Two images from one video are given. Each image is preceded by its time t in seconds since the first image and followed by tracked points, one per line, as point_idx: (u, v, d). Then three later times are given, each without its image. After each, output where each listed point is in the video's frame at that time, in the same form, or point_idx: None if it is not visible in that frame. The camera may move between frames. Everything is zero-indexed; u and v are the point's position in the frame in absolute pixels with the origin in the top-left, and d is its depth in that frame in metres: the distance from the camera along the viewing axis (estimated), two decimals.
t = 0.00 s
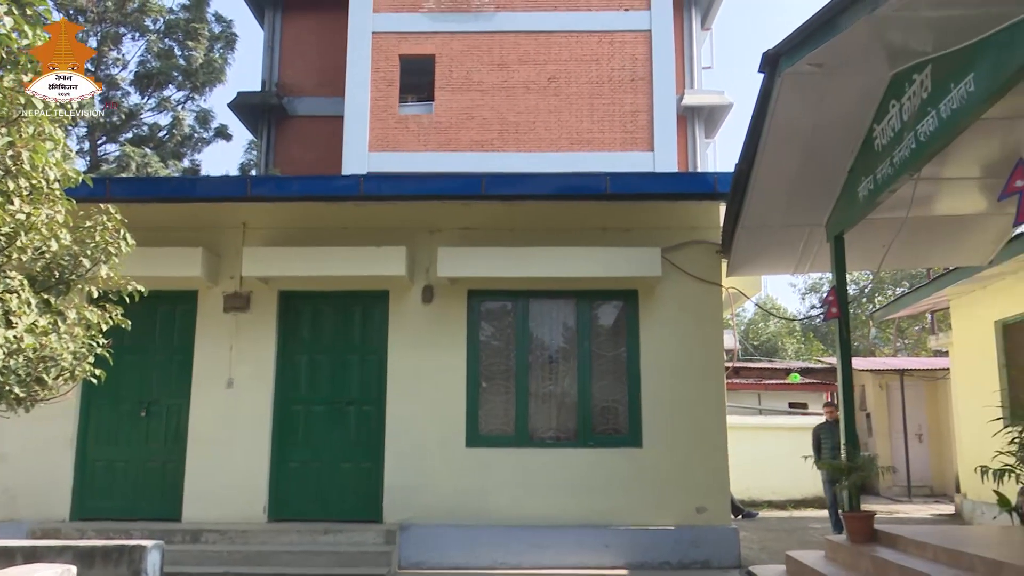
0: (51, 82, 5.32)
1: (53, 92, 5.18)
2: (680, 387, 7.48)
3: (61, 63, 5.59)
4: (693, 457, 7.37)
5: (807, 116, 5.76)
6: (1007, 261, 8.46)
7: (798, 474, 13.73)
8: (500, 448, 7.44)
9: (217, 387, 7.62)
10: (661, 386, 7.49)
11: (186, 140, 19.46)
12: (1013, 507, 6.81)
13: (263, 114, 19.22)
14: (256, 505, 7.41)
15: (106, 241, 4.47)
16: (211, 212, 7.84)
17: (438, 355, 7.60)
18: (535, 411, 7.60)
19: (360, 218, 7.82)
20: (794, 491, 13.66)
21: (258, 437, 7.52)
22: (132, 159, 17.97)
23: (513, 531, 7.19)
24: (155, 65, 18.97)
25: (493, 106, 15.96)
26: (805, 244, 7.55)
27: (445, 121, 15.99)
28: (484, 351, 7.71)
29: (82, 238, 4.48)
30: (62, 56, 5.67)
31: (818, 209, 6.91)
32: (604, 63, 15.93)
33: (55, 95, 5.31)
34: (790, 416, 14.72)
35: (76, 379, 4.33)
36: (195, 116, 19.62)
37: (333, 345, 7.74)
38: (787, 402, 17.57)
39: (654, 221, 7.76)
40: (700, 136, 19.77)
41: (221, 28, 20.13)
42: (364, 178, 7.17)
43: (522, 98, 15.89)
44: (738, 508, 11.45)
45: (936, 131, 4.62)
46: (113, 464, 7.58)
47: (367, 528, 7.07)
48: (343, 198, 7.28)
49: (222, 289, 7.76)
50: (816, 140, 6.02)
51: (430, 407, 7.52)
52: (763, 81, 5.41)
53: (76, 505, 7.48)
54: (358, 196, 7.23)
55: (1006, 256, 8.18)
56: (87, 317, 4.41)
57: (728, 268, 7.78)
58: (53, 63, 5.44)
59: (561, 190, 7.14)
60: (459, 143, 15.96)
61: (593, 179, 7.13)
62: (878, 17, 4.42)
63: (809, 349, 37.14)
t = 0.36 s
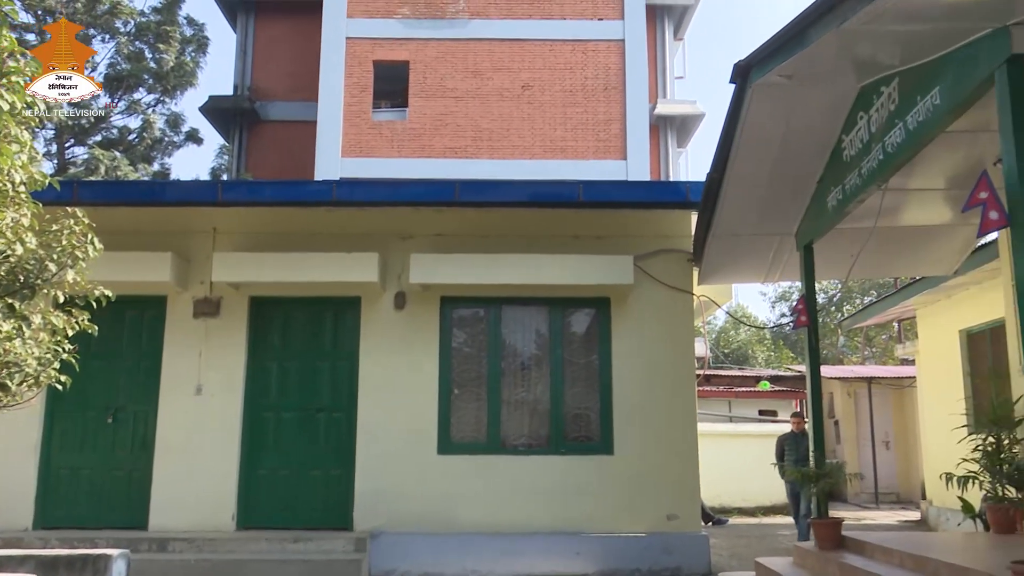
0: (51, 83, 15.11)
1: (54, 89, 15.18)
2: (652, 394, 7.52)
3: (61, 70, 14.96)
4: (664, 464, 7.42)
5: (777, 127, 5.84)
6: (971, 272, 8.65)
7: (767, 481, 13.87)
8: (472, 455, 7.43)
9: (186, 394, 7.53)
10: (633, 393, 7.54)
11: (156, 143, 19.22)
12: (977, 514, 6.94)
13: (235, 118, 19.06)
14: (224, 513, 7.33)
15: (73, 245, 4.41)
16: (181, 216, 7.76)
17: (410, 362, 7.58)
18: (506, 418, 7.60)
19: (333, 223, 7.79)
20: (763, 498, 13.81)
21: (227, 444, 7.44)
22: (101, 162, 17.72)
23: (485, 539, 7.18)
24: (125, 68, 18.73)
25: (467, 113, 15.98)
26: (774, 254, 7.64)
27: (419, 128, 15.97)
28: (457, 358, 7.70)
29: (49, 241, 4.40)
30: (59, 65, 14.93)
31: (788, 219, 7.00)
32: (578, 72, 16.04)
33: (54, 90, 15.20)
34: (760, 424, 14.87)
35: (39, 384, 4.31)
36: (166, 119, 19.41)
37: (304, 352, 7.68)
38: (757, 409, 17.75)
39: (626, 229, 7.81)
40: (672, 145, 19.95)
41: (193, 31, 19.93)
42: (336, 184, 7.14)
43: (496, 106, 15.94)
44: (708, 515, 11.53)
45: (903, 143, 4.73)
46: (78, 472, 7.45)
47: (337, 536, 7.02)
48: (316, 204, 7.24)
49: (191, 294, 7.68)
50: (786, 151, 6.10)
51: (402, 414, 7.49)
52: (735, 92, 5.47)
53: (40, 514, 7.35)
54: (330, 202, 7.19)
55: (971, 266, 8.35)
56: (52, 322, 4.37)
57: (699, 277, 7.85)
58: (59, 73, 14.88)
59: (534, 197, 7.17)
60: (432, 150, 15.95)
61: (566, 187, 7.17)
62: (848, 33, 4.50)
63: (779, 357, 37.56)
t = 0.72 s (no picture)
0: (50, 82, 17.15)
1: (54, 88, 17.19)
2: (624, 401, 7.56)
3: (61, 71, 17.05)
4: (636, 469, 7.46)
5: (749, 136, 5.91)
6: (938, 280, 8.80)
7: (738, 487, 14.01)
8: (444, 462, 7.41)
9: (155, 399, 7.43)
10: (606, 400, 7.57)
11: (127, 146, 18.97)
12: (944, 520, 7.05)
13: (207, 121, 18.89)
14: (193, 520, 7.25)
15: (40, 249, 4.35)
16: (152, 220, 7.68)
17: (383, 368, 7.55)
18: (479, 424, 7.59)
19: (306, 228, 7.75)
20: (734, 504, 13.93)
21: (197, 451, 7.36)
22: (70, 164, 17.46)
23: (457, 545, 7.17)
24: (95, 69, 18.51)
25: (442, 119, 15.98)
26: (746, 262, 7.72)
27: (393, 133, 15.91)
28: (430, 364, 7.68)
29: (14, 245, 4.34)
30: (59, 64, 17.11)
31: (760, 227, 7.08)
32: (553, 79, 16.13)
33: (56, 91, 17.27)
34: (732, 430, 14.99)
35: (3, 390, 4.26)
36: (137, 122, 19.17)
37: (276, 357, 7.62)
38: (729, 416, 17.90)
39: (601, 236, 7.86)
40: (646, 153, 20.12)
41: (165, 34, 19.72)
42: (310, 189, 7.11)
43: (471, 112, 15.97)
44: (680, 521, 11.60)
45: (873, 153, 4.82)
46: (44, 479, 7.33)
47: (308, 543, 6.98)
48: (289, 208, 7.20)
49: (161, 299, 7.59)
50: (759, 159, 6.18)
51: (374, 420, 7.46)
52: (708, 101, 5.53)
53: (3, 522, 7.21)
54: (304, 207, 7.16)
55: (937, 275, 8.50)
56: (19, 327, 4.31)
57: (671, 284, 7.91)
58: (58, 72, 17.00)
59: (509, 204, 7.19)
60: (407, 155, 15.92)
61: (540, 194, 7.20)
62: (819, 44, 4.57)
63: (751, 364, 37.90)
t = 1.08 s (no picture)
0: (50, 81, 17.67)
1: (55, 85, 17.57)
2: (596, 407, 7.59)
3: (61, 71, 17.34)
4: (608, 475, 7.48)
5: (720, 144, 5.98)
6: (904, 288, 8.96)
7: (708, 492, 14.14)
8: (416, 467, 7.39)
9: (122, 404, 7.33)
10: (578, 406, 7.59)
11: (96, 147, 18.71)
12: (908, 524, 7.18)
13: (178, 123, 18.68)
14: (160, 526, 7.15)
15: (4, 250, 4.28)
16: (120, 222, 7.59)
17: (355, 373, 7.51)
18: (451, 430, 7.58)
19: (277, 232, 7.70)
20: (704, 509, 14.03)
21: (164, 456, 7.26)
22: (36, 165, 17.15)
23: (428, 552, 7.14)
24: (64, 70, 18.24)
25: (416, 124, 15.95)
26: (717, 269, 7.81)
27: (367, 137, 15.88)
28: (402, 369, 7.65)
29: None
30: (59, 63, 17.18)
31: (731, 234, 7.16)
32: (527, 85, 16.19)
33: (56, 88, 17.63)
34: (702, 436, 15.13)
35: None
36: (106, 123, 18.88)
37: (246, 362, 7.55)
38: (700, 421, 18.05)
39: (573, 242, 7.89)
40: (619, 160, 20.28)
41: (136, 35, 19.46)
42: (282, 193, 7.07)
43: (445, 117, 15.96)
44: (651, 527, 11.66)
45: (842, 162, 4.91)
46: (6, 485, 7.20)
47: (277, 550, 6.92)
48: (260, 212, 7.14)
49: (129, 302, 7.49)
50: (730, 167, 6.25)
51: (345, 425, 7.41)
52: (681, 108, 5.58)
53: None
54: (275, 211, 7.12)
55: (904, 283, 8.65)
56: None
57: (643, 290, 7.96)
58: (58, 73, 17.36)
59: (481, 209, 7.20)
60: (380, 159, 15.87)
61: (513, 200, 7.22)
62: (789, 55, 4.64)
63: (721, 370, 38.25)
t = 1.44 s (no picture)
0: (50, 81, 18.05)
1: (54, 87, 18.01)
2: (567, 412, 7.63)
3: (61, 71, 17.93)
4: (578, 480, 7.52)
5: (691, 152, 6.04)
6: (870, 296, 9.13)
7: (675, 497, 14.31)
8: (386, 473, 7.37)
9: (87, 408, 7.23)
10: (549, 411, 7.62)
11: (63, 148, 18.44)
12: (874, 529, 7.32)
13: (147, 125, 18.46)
14: (125, 532, 7.06)
15: None
16: (87, 224, 7.50)
17: (325, 378, 7.47)
18: (422, 435, 7.57)
19: (248, 236, 7.64)
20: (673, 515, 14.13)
21: (130, 461, 7.17)
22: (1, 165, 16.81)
23: (397, 557, 7.12)
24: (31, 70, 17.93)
25: (388, 128, 15.92)
26: (688, 275, 7.89)
27: (339, 141, 15.82)
28: (373, 374, 7.63)
29: None
30: (59, 63, 17.77)
31: (701, 241, 7.25)
32: (499, 91, 16.25)
33: (55, 89, 18.05)
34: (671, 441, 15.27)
35: None
36: (74, 124, 18.60)
37: (215, 366, 7.48)
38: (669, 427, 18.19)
39: (545, 248, 7.93)
40: (591, 167, 20.43)
41: (105, 35, 19.21)
42: (252, 196, 7.03)
43: (418, 122, 15.96)
44: (621, 532, 11.73)
45: (811, 171, 5.00)
46: None
47: (245, 556, 6.86)
48: (230, 215, 7.09)
49: (96, 305, 7.39)
50: (700, 175, 6.32)
51: (314, 431, 7.37)
52: (652, 116, 5.62)
53: None
54: (246, 214, 7.07)
55: (869, 291, 8.82)
56: None
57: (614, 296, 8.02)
58: (59, 73, 17.88)
59: (453, 215, 7.21)
60: (352, 164, 15.80)
61: (485, 206, 7.25)
62: (759, 66, 4.70)
63: (691, 377, 38.60)
